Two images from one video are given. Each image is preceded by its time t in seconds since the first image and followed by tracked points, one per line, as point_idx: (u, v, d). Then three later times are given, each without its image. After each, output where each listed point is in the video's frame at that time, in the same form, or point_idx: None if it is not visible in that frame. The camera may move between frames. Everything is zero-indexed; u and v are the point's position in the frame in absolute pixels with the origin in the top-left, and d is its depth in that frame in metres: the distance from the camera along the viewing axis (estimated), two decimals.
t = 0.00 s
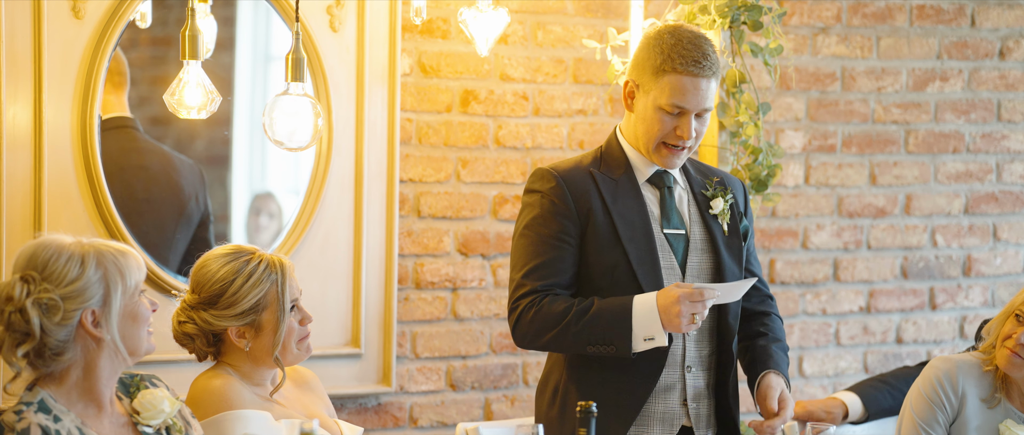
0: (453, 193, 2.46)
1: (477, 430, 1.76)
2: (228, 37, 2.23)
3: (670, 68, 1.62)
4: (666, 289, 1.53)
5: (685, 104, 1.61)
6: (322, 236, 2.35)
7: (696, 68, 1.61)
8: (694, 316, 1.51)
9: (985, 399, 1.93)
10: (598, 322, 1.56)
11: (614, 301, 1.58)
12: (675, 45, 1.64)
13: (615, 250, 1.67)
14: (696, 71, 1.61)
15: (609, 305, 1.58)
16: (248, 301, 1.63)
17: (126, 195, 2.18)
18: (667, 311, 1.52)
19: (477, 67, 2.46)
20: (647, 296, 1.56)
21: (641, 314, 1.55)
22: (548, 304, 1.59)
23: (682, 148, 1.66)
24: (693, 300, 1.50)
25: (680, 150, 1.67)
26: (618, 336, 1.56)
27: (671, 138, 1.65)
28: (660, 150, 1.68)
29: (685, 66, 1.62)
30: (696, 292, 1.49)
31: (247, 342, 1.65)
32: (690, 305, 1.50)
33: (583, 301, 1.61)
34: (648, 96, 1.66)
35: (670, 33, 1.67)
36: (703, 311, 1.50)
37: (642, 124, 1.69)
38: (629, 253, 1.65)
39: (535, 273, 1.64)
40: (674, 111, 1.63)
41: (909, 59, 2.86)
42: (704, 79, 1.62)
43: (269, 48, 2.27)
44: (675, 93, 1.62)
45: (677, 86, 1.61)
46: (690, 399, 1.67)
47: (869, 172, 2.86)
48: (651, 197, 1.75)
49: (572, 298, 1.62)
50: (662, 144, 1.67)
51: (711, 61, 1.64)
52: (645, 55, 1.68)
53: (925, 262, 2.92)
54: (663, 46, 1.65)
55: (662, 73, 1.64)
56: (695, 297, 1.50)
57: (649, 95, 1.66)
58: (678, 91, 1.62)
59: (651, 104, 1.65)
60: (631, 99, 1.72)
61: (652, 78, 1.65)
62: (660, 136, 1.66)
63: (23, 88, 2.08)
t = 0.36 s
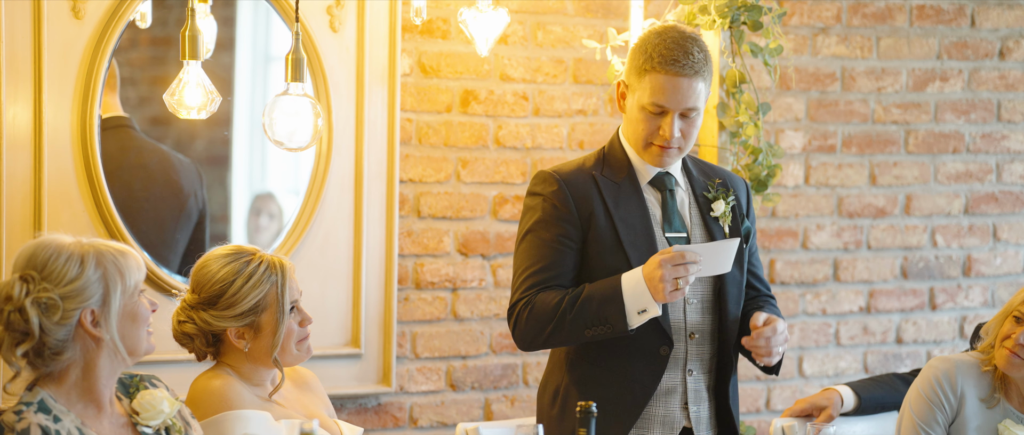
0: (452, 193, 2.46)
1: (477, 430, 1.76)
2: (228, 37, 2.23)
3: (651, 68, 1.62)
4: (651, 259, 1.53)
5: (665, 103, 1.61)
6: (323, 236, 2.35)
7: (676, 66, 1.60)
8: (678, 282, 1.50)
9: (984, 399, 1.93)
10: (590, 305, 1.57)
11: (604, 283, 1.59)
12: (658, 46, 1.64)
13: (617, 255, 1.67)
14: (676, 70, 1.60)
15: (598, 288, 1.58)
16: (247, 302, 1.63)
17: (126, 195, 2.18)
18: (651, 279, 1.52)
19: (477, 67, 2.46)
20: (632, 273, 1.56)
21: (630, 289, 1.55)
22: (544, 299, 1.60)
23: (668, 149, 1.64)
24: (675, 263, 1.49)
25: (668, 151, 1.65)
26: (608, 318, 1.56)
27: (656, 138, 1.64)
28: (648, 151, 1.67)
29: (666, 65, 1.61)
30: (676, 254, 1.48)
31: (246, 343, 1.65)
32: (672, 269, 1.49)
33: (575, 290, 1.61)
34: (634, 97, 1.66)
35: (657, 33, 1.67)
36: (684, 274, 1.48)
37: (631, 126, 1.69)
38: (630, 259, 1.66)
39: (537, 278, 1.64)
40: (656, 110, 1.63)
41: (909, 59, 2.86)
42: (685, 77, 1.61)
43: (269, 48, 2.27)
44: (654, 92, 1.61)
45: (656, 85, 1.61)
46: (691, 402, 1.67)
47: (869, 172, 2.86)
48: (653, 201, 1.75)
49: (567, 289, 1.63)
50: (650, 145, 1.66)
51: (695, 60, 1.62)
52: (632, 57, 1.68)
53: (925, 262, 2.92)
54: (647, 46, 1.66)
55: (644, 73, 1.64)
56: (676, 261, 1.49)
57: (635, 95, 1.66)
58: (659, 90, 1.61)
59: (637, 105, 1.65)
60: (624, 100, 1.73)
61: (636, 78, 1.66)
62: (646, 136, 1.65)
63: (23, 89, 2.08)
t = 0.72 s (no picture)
0: (452, 193, 2.46)
1: (477, 430, 1.76)
2: (227, 37, 2.23)
3: (667, 66, 1.62)
4: (659, 311, 1.53)
5: (679, 103, 1.61)
6: (322, 236, 2.35)
7: (691, 66, 1.60)
8: (680, 341, 1.50)
9: (982, 399, 1.93)
10: (590, 335, 1.56)
11: (610, 317, 1.57)
12: (674, 44, 1.63)
13: (616, 254, 1.67)
14: (692, 70, 1.60)
15: (604, 320, 1.57)
16: (248, 302, 1.63)
17: (126, 195, 2.18)
18: (654, 333, 1.51)
19: (477, 67, 2.46)
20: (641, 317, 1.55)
21: (630, 333, 1.54)
22: (546, 311, 1.60)
23: (679, 149, 1.65)
24: (679, 326, 1.48)
25: (676, 151, 1.66)
26: (607, 350, 1.56)
27: (666, 138, 1.65)
28: (658, 150, 1.67)
29: (682, 65, 1.61)
30: (682, 318, 1.47)
31: (245, 343, 1.65)
32: (676, 330, 1.49)
33: (579, 311, 1.61)
34: (647, 94, 1.66)
35: (673, 32, 1.66)
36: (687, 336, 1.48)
37: (641, 123, 1.69)
38: (628, 258, 1.65)
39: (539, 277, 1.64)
40: (669, 110, 1.62)
41: (909, 59, 2.86)
42: (701, 78, 1.61)
43: (269, 48, 2.27)
44: (669, 92, 1.61)
45: (672, 84, 1.61)
46: (686, 405, 1.67)
47: (869, 172, 2.86)
48: (655, 202, 1.76)
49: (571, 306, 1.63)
50: (659, 144, 1.67)
51: (711, 61, 1.62)
52: (646, 54, 1.68)
53: (925, 262, 2.92)
54: (663, 45, 1.65)
55: (659, 71, 1.63)
56: (681, 323, 1.48)
57: (648, 92, 1.66)
58: (673, 89, 1.61)
59: (649, 103, 1.65)
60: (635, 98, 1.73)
61: (651, 76, 1.65)
62: (657, 136, 1.66)
63: (23, 89, 2.08)
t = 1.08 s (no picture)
0: (452, 193, 2.46)
1: (477, 430, 1.76)
2: (228, 38, 2.23)
3: (666, 65, 1.62)
4: (655, 320, 1.54)
5: (679, 102, 1.61)
6: (322, 236, 2.35)
7: (691, 65, 1.60)
8: (677, 350, 1.52)
9: (982, 398, 1.93)
10: (587, 342, 1.57)
11: (608, 323, 1.57)
12: (672, 43, 1.63)
13: (615, 254, 1.67)
14: (691, 68, 1.60)
15: (602, 327, 1.57)
16: (248, 303, 1.63)
17: (126, 195, 2.18)
18: (651, 342, 1.52)
19: (477, 67, 2.46)
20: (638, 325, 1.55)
21: (629, 341, 1.55)
22: (543, 317, 1.60)
23: (679, 147, 1.65)
24: (676, 336, 1.49)
25: (677, 150, 1.66)
26: (605, 358, 1.56)
27: (667, 136, 1.65)
28: (658, 149, 1.68)
29: (681, 64, 1.61)
30: (678, 328, 1.49)
31: (246, 343, 1.65)
32: (673, 339, 1.50)
33: (578, 316, 1.61)
34: (646, 93, 1.66)
35: (670, 30, 1.66)
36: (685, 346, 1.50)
37: (641, 123, 1.69)
38: (627, 258, 1.65)
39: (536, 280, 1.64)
40: (669, 109, 1.63)
41: (909, 59, 2.86)
42: (700, 76, 1.61)
43: (270, 49, 2.27)
44: (669, 90, 1.61)
45: (671, 83, 1.61)
46: (689, 404, 1.67)
47: (869, 172, 2.86)
48: (654, 201, 1.75)
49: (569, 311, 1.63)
50: (660, 143, 1.67)
51: (709, 59, 1.62)
52: (644, 53, 1.67)
53: (925, 262, 2.92)
54: (661, 44, 1.65)
55: (658, 71, 1.63)
56: (677, 333, 1.49)
57: (647, 92, 1.66)
58: (673, 88, 1.61)
59: (648, 102, 1.65)
60: (633, 97, 1.73)
61: (650, 75, 1.65)
62: (657, 134, 1.66)
63: (23, 89, 2.08)
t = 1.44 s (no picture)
0: (452, 193, 2.46)
1: (477, 430, 1.76)
2: (227, 37, 2.23)
3: (678, 61, 1.62)
4: (659, 297, 1.54)
5: (686, 99, 1.61)
6: (322, 236, 2.35)
7: (702, 63, 1.60)
8: (679, 327, 1.51)
9: (979, 398, 1.93)
10: (588, 324, 1.57)
11: (609, 305, 1.58)
12: (686, 40, 1.63)
13: (618, 251, 1.67)
14: (702, 66, 1.60)
15: (603, 310, 1.58)
16: (248, 303, 1.63)
17: (126, 195, 2.18)
18: (654, 318, 1.52)
19: (477, 67, 2.46)
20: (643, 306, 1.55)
21: (630, 319, 1.55)
22: (544, 305, 1.60)
23: (682, 144, 1.65)
24: (680, 311, 1.49)
25: (679, 147, 1.66)
26: (606, 338, 1.56)
27: (670, 132, 1.65)
28: (662, 144, 1.67)
29: (693, 61, 1.61)
30: (684, 302, 1.49)
31: (245, 343, 1.65)
32: (677, 314, 1.49)
33: (578, 303, 1.61)
34: (655, 87, 1.66)
35: (686, 28, 1.66)
36: (688, 321, 1.49)
37: (647, 117, 1.69)
38: (630, 255, 1.65)
39: (538, 272, 1.65)
40: (676, 105, 1.62)
41: (909, 59, 2.86)
42: (710, 76, 1.61)
43: (269, 48, 2.27)
44: (678, 86, 1.61)
45: (681, 79, 1.61)
46: (690, 403, 1.67)
47: (869, 172, 2.86)
48: (658, 199, 1.75)
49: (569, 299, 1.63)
50: (663, 138, 1.67)
51: (722, 60, 1.62)
52: (658, 47, 1.67)
53: (925, 262, 2.92)
54: (675, 40, 1.65)
55: (669, 66, 1.63)
56: (683, 308, 1.49)
57: (656, 86, 1.66)
58: (682, 84, 1.61)
59: (656, 96, 1.65)
60: (642, 92, 1.73)
61: (661, 69, 1.65)
62: (661, 129, 1.65)
63: (23, 89, 2.08)
